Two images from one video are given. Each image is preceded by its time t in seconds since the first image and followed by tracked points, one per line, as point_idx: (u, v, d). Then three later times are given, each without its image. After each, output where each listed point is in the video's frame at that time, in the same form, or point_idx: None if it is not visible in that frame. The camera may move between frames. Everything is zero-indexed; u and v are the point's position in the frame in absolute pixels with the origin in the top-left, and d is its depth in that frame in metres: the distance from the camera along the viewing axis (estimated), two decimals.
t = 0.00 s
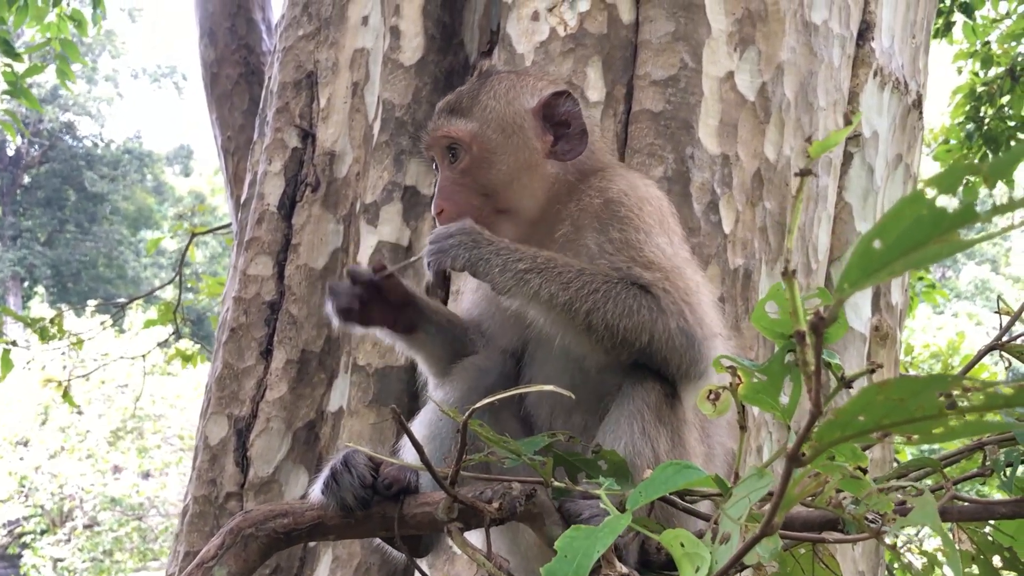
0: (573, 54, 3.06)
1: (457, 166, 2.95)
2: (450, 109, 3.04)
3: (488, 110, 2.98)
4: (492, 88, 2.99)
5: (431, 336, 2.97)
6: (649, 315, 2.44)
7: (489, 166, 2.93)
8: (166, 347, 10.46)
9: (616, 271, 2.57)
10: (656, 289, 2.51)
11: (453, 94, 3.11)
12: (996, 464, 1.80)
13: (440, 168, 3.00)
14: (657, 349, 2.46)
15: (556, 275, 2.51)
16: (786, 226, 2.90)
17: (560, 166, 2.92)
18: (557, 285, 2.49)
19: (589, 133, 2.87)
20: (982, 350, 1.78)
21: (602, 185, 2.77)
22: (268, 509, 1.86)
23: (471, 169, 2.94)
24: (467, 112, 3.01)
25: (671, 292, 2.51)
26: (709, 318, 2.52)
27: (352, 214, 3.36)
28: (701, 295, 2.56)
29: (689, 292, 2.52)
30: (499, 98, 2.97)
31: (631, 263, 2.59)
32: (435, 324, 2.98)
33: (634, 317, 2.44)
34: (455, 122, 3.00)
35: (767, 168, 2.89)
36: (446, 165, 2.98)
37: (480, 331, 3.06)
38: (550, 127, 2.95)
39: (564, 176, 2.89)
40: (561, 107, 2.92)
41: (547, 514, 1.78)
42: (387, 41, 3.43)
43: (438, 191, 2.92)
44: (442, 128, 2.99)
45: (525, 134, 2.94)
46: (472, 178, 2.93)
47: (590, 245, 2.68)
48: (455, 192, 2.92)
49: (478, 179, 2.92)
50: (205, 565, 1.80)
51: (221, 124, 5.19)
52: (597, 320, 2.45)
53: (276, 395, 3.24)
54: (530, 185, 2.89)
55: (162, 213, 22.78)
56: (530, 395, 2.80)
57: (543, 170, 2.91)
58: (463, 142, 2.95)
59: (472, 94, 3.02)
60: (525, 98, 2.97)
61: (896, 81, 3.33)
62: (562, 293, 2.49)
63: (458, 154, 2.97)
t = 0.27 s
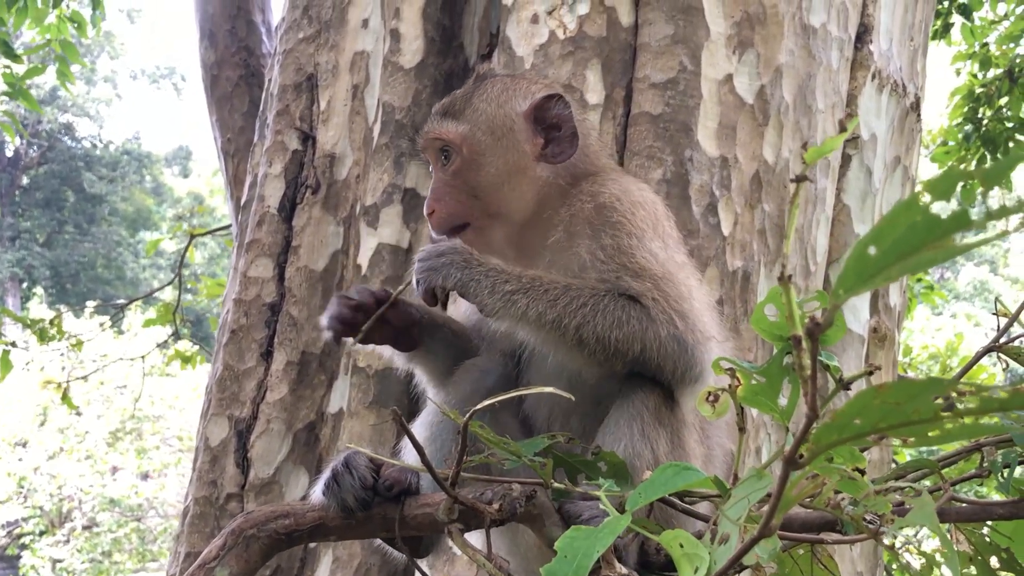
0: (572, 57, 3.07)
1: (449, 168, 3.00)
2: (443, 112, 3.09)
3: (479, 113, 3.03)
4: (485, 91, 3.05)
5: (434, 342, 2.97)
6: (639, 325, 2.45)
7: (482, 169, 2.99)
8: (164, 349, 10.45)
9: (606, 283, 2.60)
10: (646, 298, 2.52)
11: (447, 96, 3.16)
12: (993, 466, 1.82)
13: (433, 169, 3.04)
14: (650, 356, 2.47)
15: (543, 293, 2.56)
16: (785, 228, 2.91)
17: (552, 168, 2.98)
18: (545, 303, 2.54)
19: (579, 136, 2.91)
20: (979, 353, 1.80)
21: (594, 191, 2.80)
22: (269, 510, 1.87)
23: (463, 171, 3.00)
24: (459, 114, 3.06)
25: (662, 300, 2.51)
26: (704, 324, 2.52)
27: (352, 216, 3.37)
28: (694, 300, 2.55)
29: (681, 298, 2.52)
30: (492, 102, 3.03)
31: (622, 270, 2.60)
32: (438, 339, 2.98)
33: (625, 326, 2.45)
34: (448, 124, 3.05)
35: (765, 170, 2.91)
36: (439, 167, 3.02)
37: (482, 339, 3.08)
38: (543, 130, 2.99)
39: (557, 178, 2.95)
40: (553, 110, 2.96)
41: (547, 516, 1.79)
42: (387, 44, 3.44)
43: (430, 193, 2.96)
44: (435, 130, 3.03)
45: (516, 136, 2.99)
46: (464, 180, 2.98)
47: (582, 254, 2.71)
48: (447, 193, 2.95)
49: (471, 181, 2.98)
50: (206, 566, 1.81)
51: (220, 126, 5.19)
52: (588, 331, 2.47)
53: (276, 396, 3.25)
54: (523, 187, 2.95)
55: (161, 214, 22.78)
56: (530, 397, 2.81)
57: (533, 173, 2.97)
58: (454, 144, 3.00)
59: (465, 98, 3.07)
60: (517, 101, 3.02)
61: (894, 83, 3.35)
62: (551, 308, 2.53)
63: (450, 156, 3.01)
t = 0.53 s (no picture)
0: (572, 58, 3.09)
1: (445, 168, 2.99)
2: (439, 113, 3.07)
3: (473, 114, 3.00)
4: (480, 92, 3.03)
5: (430, 343, 3.01)
6: (636, 326, 2.46)
7: (476, 169, 2.96)
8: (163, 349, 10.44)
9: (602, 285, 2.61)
10: (643, 299, 2.53)
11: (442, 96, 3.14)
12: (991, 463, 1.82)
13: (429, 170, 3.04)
14: (647, 356, 2.48)
15: (540, 298, 2.55)
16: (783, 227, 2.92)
17: (546, 168, 2.94)
18: (542, 307, 2.54)
19: (573, 135, 2.90)
20: (976, 351, 1.81)
21: (590, 192, 2.80)
22: (270, 508, 1.88)
23: (457, 171, 2.97)
24: (455, 115, 3.04)
25: (658, 301, 2.52)
26: (701, 324, 2.53)
27: (353, 216, 3.38)
28: (690, 300, 2.56)
29: (678, 298, 2.53)
30: (486, 103, 3.00)
31: (618, 272, 2.61)
32: (436, 342, 3.01)
33: (622, 328, 2.46)
34: (443, 124, 3.03)
35: (764, 170, 2.92)
36: (435, 168, 3.01)
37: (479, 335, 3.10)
38: (538, 129, 2.97)
39: (552, 178, 2.92)
40: (547, 110, 2.95)
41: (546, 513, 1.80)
42: (387, 44, 3.45)
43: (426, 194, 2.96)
44: (430, 130, 3.02)
45: (510, 135, 2.96)
46: (459, 180, 2.96)
47: (578, 255, 2.72)
48: (442, 194, 2.94)
49: (465, 181, 2.96)
50: (208, 563, 1.82)
51: (221, 126, 5.21)
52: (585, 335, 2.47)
53: (277, 395, 3.26)
54: (517, 187, 2.92)
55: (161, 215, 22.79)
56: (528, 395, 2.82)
57: (527, 173, 2.93)
58: (448, 143, 2.98)
59: (459, 99, 3.05)
60: (512, 101, 3.00)
61: (892, 83, 3.36)
62: (548, 312, 2.53)
63: (445, 156, 3.00)
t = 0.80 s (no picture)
0: (570, 58, 3.09)
1: (440, 169, 2.99)
2: (435, 114, 3.07)
3: (467, 115, 3.00)
4: (474, 93, 3.03)
5: (426, 340, 3.02)
6: (630, 328, 2.47)
7: (470, 169, 2.95)
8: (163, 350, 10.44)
9: (596, 287, 2.63)
10: (637, 301, 2.53)
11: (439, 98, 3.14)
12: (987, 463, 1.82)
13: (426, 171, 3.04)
14: (642, 357, 2.48)
15: (533, 305, 2.56)
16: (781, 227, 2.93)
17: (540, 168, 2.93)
18: (535, 313, 2.54)
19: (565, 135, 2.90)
20: (973, 350, 1.82)
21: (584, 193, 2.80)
22: (268, 507, 1.88)
23: (452, 172, 2.97)
24: (450, 116, 3.04)
25: (651, 302, 2.52)
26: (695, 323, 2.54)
27: (352, 216, 3.39)
28: (684, 299, 2.56)
29: (671, 298, 2.54)
30: (480, 104, 2.99)
31: (612, 272, 2.61)
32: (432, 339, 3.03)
33: (616, 331, 2.47)
34: (439, 126, 3.03)
35: (762, 170, 2.93)
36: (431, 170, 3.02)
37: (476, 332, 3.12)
38: (531, 129, 2.96)
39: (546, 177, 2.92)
40: (540, 110, 2.94)
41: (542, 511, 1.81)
42: (386, 45, 3.46)
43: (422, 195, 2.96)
44: (427, 133, 3.02)
45: (502, 136, 2.95)
46: (454, 181, 2.96)
47: (572, 255, 2.73)
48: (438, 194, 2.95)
49: (460, 181, 2.95)
50: (206, 561, 1.83)
51: (220, 126, 5.22)
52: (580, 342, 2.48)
53: (276, 395, 3.27)
54: (512, 187, 2.91)
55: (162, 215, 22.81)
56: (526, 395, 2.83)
57: (520, 173, 2.92)
58: (443, 145, 2.98)
59: (454, 100, 3.04)
60: (506, 101, 2.98)
61: (890, 83, 3.37)
62: (541, 318, 2.53)
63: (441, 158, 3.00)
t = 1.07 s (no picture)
0: (571, 56, 3.10)
1: (441, 165, 3.00)
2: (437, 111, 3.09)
3: (469, 113, 3.01)
4: (476, 91, 3.03)
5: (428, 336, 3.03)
6: (625, 327, 2.47)
7: (472, 167, 2.96)
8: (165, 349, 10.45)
9: (591, 288, 2.63)
10: (632, 302, 2.53)
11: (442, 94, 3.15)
12: (987, 459, 1.82)
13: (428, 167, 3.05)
14: (638, 356, 2.48)
15: (528, 308, 2.57)
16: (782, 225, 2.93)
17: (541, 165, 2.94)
18: (530, 315, 2.55)
19: (565, 133, 2.92)
20: (973, 347, 1.82)
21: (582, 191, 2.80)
22: (270, 503, 1.90)
23: (454, 169, 2.98)
24: (452, 113, 3.05)
25: (647, 302, 2.52)
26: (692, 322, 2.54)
27: (354, 214, 3.40)
28: (680, 299, 2.56)
29: (668, 297, 2.54)
30: (481, 101, 3.00)
31: (609, 272, 2.61)
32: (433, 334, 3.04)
33: (612, 331, 2.47)
34: (441, 123, 3.04)
35: (763, 168, 2.93)
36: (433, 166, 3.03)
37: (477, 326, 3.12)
38: (533, 127, 2.97)
39: (546, 175, 2.93)
40: (540, 109, 2.95)
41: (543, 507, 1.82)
42: (387, 43, 3.47)
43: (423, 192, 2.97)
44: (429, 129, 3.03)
45: (503, 133, 2.95)
46: (456, 177, 2.97)
47: (570, 253, 2.74)
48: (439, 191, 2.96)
49: (461, 178, 2.96)
50: (210, 557, 1.84)
51: (223, 125, 5.23)
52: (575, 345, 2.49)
53: (279, 393, 3.28)
54: (513, 185, 2.92)
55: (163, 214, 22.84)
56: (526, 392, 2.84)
57: (520, 170, 2.94)
58: (444, 143, 2.99)
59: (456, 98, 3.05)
60: (507, 99, 2.99)
61: (891, 81, 3.37)
62: (536, 320, 2.54)
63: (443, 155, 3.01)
